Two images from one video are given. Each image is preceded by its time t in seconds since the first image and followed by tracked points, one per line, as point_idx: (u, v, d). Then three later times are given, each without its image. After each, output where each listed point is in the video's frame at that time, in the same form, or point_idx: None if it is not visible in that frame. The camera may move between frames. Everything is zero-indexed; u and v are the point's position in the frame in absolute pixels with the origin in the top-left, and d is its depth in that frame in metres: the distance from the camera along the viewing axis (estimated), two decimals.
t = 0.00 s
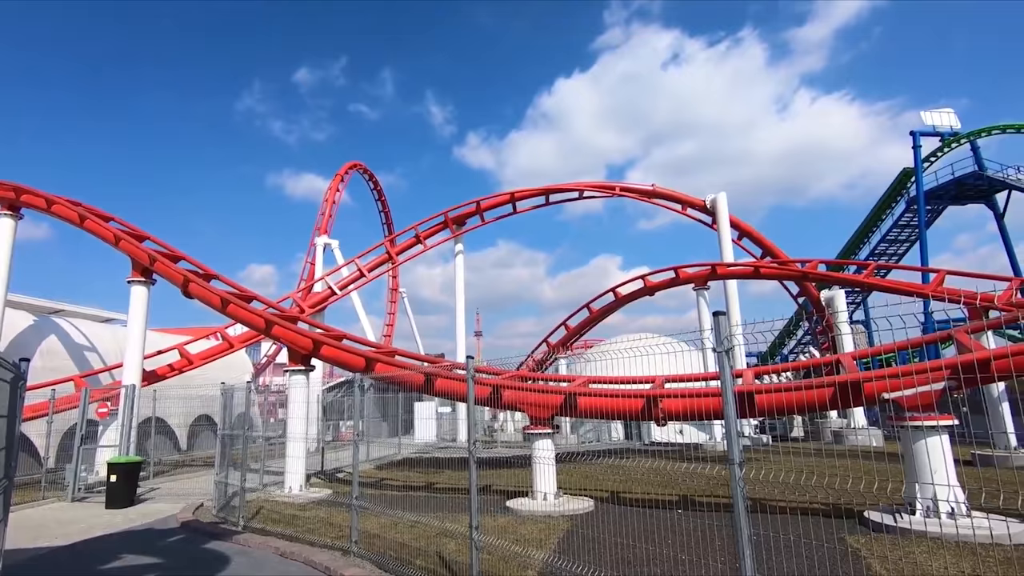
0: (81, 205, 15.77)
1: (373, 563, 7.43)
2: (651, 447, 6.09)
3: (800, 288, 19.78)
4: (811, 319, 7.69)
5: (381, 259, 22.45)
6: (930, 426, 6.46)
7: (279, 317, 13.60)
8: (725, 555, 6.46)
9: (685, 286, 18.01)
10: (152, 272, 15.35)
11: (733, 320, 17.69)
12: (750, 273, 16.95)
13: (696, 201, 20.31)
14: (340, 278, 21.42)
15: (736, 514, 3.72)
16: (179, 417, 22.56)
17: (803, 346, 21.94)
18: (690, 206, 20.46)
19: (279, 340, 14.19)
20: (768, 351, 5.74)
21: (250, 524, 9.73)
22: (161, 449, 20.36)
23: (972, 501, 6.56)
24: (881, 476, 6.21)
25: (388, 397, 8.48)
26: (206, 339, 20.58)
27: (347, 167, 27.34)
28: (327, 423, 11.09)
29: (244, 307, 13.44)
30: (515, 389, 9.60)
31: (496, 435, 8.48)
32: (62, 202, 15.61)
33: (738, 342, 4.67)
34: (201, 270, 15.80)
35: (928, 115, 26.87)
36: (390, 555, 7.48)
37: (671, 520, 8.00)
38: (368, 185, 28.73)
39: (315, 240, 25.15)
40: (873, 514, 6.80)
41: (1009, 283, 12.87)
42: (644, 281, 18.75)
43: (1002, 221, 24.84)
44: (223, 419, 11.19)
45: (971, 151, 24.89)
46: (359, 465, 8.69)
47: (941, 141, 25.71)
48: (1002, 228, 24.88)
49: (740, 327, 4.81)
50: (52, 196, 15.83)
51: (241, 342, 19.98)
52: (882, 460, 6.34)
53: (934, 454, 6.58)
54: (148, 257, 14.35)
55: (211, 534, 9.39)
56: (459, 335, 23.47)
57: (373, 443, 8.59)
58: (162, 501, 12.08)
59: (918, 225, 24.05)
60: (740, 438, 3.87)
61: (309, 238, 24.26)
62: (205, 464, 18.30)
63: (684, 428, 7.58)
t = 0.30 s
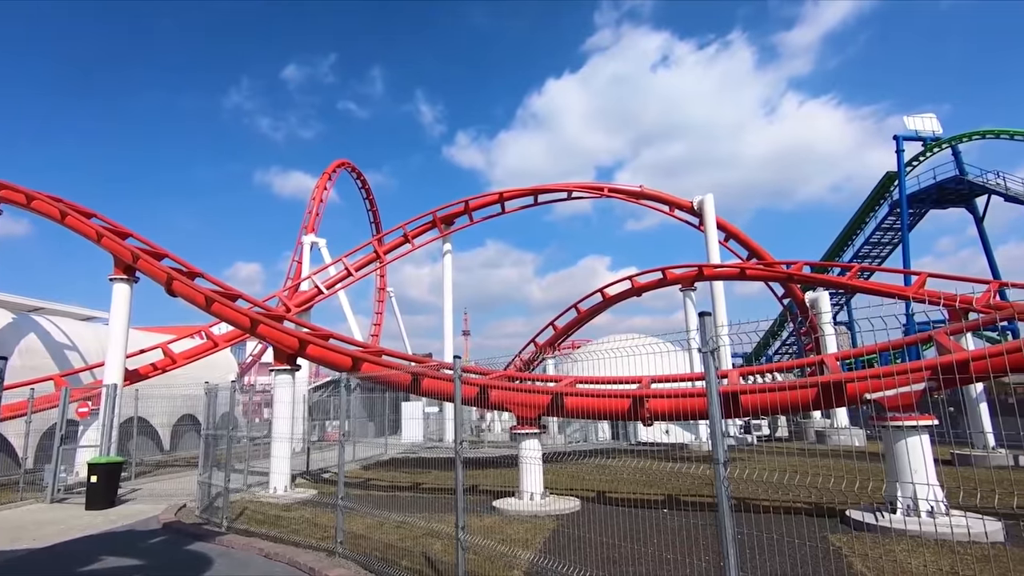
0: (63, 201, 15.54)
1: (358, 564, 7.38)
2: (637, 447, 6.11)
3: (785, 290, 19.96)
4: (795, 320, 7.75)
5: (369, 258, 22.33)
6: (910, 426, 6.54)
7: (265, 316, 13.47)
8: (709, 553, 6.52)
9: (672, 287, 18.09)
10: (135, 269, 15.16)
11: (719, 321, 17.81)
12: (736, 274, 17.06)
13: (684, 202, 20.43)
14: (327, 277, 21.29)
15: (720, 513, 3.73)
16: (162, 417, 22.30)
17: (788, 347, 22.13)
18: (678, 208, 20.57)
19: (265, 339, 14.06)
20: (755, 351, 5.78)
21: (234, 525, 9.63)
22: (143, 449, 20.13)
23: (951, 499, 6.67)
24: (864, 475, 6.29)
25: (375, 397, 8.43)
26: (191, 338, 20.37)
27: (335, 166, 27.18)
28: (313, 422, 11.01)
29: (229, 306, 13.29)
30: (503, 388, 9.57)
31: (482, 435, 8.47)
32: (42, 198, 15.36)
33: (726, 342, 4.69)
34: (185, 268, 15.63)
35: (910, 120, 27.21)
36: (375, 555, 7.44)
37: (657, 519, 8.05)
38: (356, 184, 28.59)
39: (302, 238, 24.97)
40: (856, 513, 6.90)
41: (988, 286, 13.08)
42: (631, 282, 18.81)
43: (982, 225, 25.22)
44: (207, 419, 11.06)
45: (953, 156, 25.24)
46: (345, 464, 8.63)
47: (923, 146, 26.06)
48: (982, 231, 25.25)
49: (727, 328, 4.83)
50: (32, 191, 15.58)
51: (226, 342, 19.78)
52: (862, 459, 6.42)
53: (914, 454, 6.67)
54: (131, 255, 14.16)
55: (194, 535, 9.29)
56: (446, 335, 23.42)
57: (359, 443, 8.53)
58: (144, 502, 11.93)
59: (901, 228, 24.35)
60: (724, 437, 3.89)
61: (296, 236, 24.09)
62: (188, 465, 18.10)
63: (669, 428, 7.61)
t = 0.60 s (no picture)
0: (51, 197, 15.38)
1: (350, 563, 7.33)
2: (629, 446, 6.11)
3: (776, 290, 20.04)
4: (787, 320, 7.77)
5: (361, 256, 22.24)
6: (899, 425, 6.57)
7: (256, 314, 13.38)
8: (700, 551, 6.53)
9: (664, 287, 18.11)
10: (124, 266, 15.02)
11: (711, 321, 17.86)
12: (728, 274, 17.10)
13: (676, 202, 20.46)
14: (319, 275, 21.19)
15: (711, 512, 3.73)
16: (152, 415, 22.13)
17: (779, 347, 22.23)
18: (670, 208, 20.61)
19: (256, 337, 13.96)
20: (746, 352, 5.78)
21: (225, 523, 9.56)
22: (132, 448, 19.96)
23: (938, 498, 6.70)
24: (853, 473, 6.31)
25: (367, 396, 8.38)
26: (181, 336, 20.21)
27: (328, 163, 27.05)
28: (304, 421, 10.94)
29: (220, 304, 13.19)
30: (495, 387, 9.54)
31: (474, 434, 8.44)
32: (30, 193, 15.19)
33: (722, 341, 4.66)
34: (175, 265, 15.50)
35: (901, 122, 27.40)
36: (367, 554, 7.40)
37: (648, 518, 8.06)
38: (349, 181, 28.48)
39: (294, 236, 24.84)
40: (845, 512, 6.93)
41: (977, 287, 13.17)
42: (624, 281, 18.82)
43: (971, 227, 25.42)
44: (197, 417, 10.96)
45: (942, 158, 25.43)
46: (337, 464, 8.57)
47: (913, 148, 26.25)
48: (971, 233, 25.45)
49: (719, 327, 4.82)
50: (20, 187, 15.42)
51: (217, 339, 19.65)
52: (851, 458, 6.44)
53: (903, 453, 6.70)
54: (120, 251, 14.03)
55: (184, 534, 9.22)
56: (439, 334, 23.36)
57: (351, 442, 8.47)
58: (132, 501, 11.83)
59: (891, 229, 24.52)
60: (716, 437, 3.88)
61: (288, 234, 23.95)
62: (178, 463, 17.98)
63: (661, 427, 7.62)
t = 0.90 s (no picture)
0: (37, 190, 15.22)
1: (341, 558, 7.32)
2: (620, 441, 6.13)
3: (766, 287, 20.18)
4: (776, 317, 7.83)
5: (353, 252, 22.16)
6: (886, 421, 6.65)
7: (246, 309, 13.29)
8: (689, 545, 6.59)
9: (655, 284, 18.17)
10: (113, 260, 14.91)
11: (701, 317, 17.97)
12: (719, 271, 17.17)
13: (668, 199, 20.52)
14: (310, 271, 21.10)
15: (699, 506, 3.75)
16: (140, 411, 21.97)
17: (769, 343, 22.36)
18: (662, 205, 20.66)
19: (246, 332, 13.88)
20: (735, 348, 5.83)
21: (215, 520, 9.52)
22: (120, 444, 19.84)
23: (924, 491, 6.79)
24: (839, 468, 6.38)
25: (358, 391, 8.36)
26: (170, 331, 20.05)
27: (320, 158, 26.91)
28: (295, 417, 10.91)
29: (210, 299, 13.05)
30: (487, 383, 9.54)
31: (466, 429, 8.46)
32: (15, 186, 15.01)
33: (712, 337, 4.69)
34: (164, 260, 15.39)
35: (890, 121, 27.59)
36: (358, 549, 7.40)
37: (638, 512, 8.12)
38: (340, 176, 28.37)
39: (285, 231, 24.70)
40: (832, 506, 7.01)
41: (964, 284, 13.32)
42: (615, 278, 18.87)
43: (958, 225, 25.68)
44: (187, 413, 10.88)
45: (930, 156, 25.65)
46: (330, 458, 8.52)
47: (903, 146, 26.44)
48: (958, 232, 25.71)
49: (709, 323, 4.83)
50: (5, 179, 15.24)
51: (206, 335, 19.53)
52: (839, 454, 6.51)
53: (889, 449, 6.78)
54: (108, 246, 13.91)
55: (173, 531, 9.17)
56: (431, 330, 23.34)
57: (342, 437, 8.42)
58: (121, 497, 11.75)
59: (880, 227, 24.71)
60: (704, 431, 3.90)
61: (279, 229, 23.82)
62: (167, 459, 17.88)
63: (652, 423, 7.66)
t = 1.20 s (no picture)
0: (21, 185, 15.04)
1: (331, 556, 7.30)
2: (611, 438, 6.14)
3: (755, 284, 20.30)
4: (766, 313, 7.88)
5: (343, 248, 22.06)
6: (873, 417, 6.72)
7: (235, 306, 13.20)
8: (678, 540, 6.65)
9: (646, 281, 18.23)
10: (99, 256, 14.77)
11: (691, 314, 18.06)
12: (709, 268, 17.25)
13: (659, 197, 20.58)
14: (300, 267, 20.99)
15: (687, 502, 3.77)
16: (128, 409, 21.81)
17: (758, 340, 22.52)
18: (653, 202, 20.72)
19: (235, 329, 13.80)
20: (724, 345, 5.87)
21: (204, 517, 9.47)
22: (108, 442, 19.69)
23: (907, 486, 6.87)
24: (825, 464, 6.46)
25: (349, 387, 8.32)
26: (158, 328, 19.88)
27: (310, 153, 26.74)
28: (285, 414, 10.86)
29: (199, 296, 12.95)
30: (477, 380, 9.54)
31: (457, 426, 8.45)
32: None
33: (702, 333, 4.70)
34: (152, 256, 15.26)
35: (878, 120, 27.80)
36: (348, 546, 7.38)
37: (628, 508, 8.16)
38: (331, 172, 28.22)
39: (275, 227, 24.55)
40: (819, 501, 7.09)
41: (950, 282, 13.46)
42: (606, 275, 18.92)
43: (945, 224, 25.94)
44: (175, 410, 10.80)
45: (917, 155, 25.88)
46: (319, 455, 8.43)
47: (891, 145, 26.65)
48: (945, 230, 25.97)
49: (699, 320, 4.84)
50: None
51: (195, 332, 19.39)
52: (825, 449, 6.58)
53: (875, 445, 6.85)
54: (95, 241, 13.77)
55: (161, 529, 9.11)
56: (422, 326, 23.30)
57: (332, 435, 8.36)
58: (108, 495, 11.66)
59: (868, 225, 24.91)
60: (693, 427, 3.92)
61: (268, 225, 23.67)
62: (156, 457, 17.76)
63: (642, 420, 7.70)
